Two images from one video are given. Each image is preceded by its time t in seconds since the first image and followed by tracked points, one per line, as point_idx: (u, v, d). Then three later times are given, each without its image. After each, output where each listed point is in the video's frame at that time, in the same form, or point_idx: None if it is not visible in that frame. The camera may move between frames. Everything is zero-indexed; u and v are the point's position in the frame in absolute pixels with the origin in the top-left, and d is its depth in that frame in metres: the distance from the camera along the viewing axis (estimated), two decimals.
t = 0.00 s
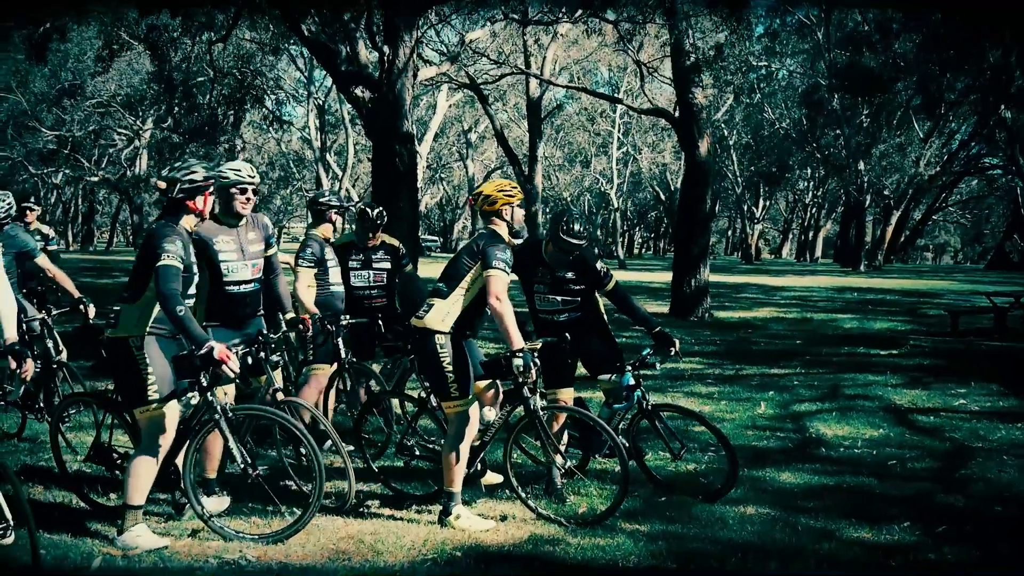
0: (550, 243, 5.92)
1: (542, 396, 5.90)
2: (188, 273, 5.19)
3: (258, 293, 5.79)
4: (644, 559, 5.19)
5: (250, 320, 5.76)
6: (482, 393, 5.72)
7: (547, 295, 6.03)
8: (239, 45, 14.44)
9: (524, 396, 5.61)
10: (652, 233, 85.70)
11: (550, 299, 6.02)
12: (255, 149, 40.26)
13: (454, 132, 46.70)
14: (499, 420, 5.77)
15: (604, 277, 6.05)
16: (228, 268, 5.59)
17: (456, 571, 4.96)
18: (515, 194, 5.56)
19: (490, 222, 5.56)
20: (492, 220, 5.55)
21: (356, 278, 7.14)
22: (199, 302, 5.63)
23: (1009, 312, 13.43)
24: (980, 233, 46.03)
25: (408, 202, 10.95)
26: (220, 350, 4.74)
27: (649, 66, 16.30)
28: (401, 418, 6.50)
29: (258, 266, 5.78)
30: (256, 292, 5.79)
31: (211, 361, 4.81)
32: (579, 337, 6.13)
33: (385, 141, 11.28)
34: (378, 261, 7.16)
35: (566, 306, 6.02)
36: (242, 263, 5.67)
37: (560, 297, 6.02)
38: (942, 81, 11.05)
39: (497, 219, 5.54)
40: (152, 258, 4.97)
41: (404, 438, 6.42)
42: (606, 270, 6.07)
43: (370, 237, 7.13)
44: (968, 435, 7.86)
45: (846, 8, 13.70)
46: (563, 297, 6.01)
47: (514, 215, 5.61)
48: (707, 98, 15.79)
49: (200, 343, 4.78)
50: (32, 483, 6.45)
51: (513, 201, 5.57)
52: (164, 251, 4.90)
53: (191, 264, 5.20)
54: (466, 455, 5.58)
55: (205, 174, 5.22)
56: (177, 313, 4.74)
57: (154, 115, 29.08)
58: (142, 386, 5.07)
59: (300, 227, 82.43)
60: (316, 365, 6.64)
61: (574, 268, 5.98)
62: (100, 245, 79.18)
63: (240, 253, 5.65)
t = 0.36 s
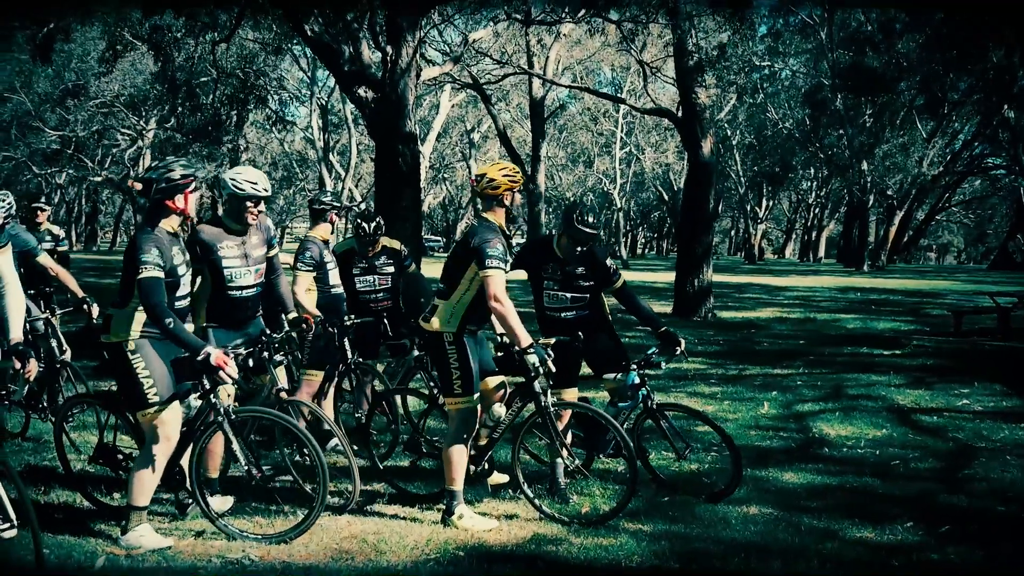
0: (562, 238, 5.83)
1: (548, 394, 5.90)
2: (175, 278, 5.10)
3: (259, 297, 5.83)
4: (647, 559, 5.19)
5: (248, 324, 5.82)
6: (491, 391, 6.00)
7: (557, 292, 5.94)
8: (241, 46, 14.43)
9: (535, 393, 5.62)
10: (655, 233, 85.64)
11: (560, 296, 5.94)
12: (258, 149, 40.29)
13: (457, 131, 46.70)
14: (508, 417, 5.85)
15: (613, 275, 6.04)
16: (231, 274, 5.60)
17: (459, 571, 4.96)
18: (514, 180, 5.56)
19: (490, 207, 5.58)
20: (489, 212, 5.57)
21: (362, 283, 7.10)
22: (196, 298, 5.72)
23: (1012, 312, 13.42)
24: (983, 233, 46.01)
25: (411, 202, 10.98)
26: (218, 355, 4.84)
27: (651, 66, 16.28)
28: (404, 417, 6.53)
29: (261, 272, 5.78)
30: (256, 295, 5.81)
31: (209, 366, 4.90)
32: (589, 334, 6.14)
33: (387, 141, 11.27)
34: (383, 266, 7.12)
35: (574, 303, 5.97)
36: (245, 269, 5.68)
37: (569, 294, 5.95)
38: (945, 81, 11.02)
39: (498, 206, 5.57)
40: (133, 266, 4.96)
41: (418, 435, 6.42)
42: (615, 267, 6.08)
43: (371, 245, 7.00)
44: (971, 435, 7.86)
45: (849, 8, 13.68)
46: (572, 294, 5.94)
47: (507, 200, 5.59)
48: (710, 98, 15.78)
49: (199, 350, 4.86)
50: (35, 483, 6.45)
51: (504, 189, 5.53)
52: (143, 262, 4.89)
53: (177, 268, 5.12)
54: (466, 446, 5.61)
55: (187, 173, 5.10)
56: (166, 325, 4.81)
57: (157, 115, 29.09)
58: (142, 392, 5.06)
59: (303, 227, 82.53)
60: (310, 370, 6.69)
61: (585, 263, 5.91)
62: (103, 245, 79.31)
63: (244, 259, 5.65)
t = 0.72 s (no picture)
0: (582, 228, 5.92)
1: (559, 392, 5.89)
2: (169, 279, 5.12)
3: (267, 299, 5.97)
4: (656, 558, 5.18)
5: (257, 326, 5.94)
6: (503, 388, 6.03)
7: (579, 283, 5.94)
8: (250, 46, 14.43)
9: (548, 392, 5.66)
10: (664, 233, 85.52)
11: (582, 288, 5.94)
12: (266, 149, 40.36)
13: (465, 131, 46.68)
14: (520, 414, 5.88)
15: (629, 268, 6.07)
16: (243, 278, 5.75)
17: (467, 571, 4.95)
18: (514, 180, 5.54)
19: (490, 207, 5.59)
20: (487, 211, 5.59)
21: (376, 284, 7.14)
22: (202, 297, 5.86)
23: None
24: (993, 232, 45.80)
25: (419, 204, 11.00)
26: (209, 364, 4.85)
27: (660, 65, 16.25)
28: (414, 417, 6.59)
29: (270, 272, 5.92)
30: (265, 297, 5.95)
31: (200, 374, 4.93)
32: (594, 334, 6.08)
33: (396, 141, 11.27)
34: (396, 267, 7.17)
35: (594, 296, 5.97)
36: (255, 271, 5.82)
37: (590, 286, 5.95)
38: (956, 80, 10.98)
39: (498, 205, 5.58)
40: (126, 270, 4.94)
41: (431, 434, 6.45)
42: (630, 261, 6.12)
43: (385, 246, 7.07)
44: (981, 435, 7.84)
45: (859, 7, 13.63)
46: (594, 285, 5.95)
47: (509, 200, 5.59)
48: (718, 97, 15.75)
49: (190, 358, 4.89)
50: (45, 483, 6.47)
51: (507, 188, 5.53)
52: (134, 265, 4.87)
53: (171, 268, 5.13)
54: (470, 442, 5.68)
55: (183, 173, 5.16)
56: (158, 333, 4.82)
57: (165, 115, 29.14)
58: (143, 391, 5.07)
59: (312, 226, 82.69)
60: (311, 371, 6.89)
61: (606, 253, 5.95)
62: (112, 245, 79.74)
63: (254, 262, 5.78)
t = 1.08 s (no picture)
0: (613, 226, 6.00)
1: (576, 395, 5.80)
2: (181, 276, 5.14)
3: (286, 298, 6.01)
4: (670, 558, 5.18)
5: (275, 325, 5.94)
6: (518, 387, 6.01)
7: (610, 280, 5.95)
8: (265, 46, 14.50)
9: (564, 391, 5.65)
10: (677, 233, 85.39)
11: (613, 286, 5.97)
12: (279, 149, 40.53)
13: (478, 131, 46.74)
14: (535, 414, 5.91)
15: (651, 268, 6.15)
16: (263, 277, 5.78)
17: (481, 570, 4.95)
18: (536, 183, 5.50)
19: (501, 203, 5.59)
20: (499, 210, 5.59)
21: (396, 283, 7.11)
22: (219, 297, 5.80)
23: None
24: (1009, 232, 45.55)
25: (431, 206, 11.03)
26: (206, 369, 4.92)
27: (673, 65, 16.25)
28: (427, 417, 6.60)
29: (287, 271, 5.97)
30: (283, 296, 5.97)
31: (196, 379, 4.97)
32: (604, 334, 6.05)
33: (410, 141, 11.29)
34: (416, 265, 7.15)
35: (622, 293, 6.01)
36: (274, 271, 5.86)
37: (619, 283, 5.98)
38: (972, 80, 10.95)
39: (510, 205, 5.59)
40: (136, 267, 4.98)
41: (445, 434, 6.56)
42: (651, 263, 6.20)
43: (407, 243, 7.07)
44: (996, 436, 7.80)
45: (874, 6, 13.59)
46: (623, 283, 5.99)
47: (524, 198, 5.57)
48: (732, 97, 15.74)
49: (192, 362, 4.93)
50: (62, 481, 6.51)
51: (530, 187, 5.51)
52: (144, 263, 4.90)
53: (183, 265, 5.15)
54: (483, 440, 5.69)
55: (192, 170, 5.19)
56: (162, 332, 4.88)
57: (180, 115, 29.30)
58: (155, 388, 5.09)
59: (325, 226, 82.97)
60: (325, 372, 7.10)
61: (634, 253, 6.02)
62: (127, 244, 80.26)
63: (272, 262, 5.82)
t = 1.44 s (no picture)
0: (635, 226, 6.04)
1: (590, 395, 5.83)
2: (197, 269, 5.14)
3: (304, 298, 6.02)
4: (682, 559, 5.17)
5: (292, 327, 6.02)
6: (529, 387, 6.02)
7: (636, 279, 5.98)
8: (276, 47, 14.54)
9: (574, 390, 5.63)
10: (689, 233, 85.23)
11: (637, 285, 5.99)
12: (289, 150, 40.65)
13: (490, 131, 46.78)
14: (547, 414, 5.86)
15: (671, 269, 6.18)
16: (281, 278, 5.79)
17: (494, 570, 4.94)
18: (536, 178, 5.54)
19: (510, 202, 5.60)
20: (509, 208, 5.59)
21: (415, 284, 7.20)
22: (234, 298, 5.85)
23: None
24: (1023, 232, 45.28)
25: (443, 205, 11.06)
26: (207, 368, 4.89)
27: (684, 65, 16.24)
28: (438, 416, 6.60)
29: (306, 270, 5.97)
30: (301, 297, 5.99)
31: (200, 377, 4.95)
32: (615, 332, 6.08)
33: (421, 141, 11.31)
34: (435, 266, 7.27)
35: (647, 292, 6.02)
36: (292, 271, 5.87)
37: (644, 283, 6.00)
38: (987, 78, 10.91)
39: (520, 202, 5.59)
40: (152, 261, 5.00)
41: (456, 433, 6.53)
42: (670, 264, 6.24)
43: (427, 240, 7.19)
44: (1010, 436, 7.77)
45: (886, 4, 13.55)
46: (648, 283, 6.01)
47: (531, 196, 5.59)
48: (744, 97, 15.72)
49: (196, 358, 4.93)
50: (76, 479, 6.54)
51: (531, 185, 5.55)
52: (159, 256, 4.92)
53: (200, 260, 5.16)
54: (496, 439, 5.69)
55: (207, 166, 5.17)
56: (170, 327, 4.88)
57: (192, 116, 29.43)
58: (169, 385, 5.14)
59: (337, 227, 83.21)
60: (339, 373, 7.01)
61: (658, 253, 6.04)
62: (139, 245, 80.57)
63: (289, 262, 5.83)
